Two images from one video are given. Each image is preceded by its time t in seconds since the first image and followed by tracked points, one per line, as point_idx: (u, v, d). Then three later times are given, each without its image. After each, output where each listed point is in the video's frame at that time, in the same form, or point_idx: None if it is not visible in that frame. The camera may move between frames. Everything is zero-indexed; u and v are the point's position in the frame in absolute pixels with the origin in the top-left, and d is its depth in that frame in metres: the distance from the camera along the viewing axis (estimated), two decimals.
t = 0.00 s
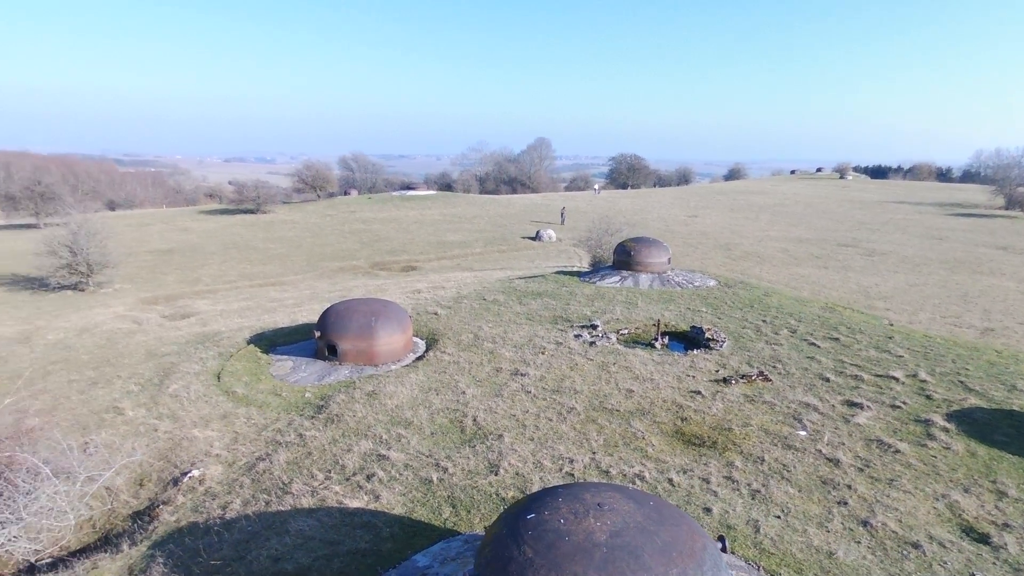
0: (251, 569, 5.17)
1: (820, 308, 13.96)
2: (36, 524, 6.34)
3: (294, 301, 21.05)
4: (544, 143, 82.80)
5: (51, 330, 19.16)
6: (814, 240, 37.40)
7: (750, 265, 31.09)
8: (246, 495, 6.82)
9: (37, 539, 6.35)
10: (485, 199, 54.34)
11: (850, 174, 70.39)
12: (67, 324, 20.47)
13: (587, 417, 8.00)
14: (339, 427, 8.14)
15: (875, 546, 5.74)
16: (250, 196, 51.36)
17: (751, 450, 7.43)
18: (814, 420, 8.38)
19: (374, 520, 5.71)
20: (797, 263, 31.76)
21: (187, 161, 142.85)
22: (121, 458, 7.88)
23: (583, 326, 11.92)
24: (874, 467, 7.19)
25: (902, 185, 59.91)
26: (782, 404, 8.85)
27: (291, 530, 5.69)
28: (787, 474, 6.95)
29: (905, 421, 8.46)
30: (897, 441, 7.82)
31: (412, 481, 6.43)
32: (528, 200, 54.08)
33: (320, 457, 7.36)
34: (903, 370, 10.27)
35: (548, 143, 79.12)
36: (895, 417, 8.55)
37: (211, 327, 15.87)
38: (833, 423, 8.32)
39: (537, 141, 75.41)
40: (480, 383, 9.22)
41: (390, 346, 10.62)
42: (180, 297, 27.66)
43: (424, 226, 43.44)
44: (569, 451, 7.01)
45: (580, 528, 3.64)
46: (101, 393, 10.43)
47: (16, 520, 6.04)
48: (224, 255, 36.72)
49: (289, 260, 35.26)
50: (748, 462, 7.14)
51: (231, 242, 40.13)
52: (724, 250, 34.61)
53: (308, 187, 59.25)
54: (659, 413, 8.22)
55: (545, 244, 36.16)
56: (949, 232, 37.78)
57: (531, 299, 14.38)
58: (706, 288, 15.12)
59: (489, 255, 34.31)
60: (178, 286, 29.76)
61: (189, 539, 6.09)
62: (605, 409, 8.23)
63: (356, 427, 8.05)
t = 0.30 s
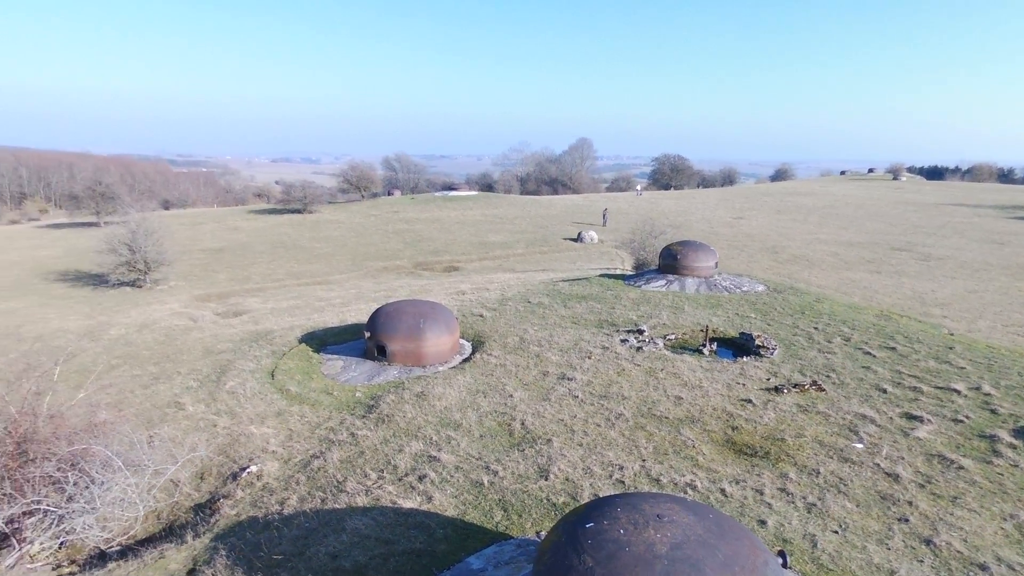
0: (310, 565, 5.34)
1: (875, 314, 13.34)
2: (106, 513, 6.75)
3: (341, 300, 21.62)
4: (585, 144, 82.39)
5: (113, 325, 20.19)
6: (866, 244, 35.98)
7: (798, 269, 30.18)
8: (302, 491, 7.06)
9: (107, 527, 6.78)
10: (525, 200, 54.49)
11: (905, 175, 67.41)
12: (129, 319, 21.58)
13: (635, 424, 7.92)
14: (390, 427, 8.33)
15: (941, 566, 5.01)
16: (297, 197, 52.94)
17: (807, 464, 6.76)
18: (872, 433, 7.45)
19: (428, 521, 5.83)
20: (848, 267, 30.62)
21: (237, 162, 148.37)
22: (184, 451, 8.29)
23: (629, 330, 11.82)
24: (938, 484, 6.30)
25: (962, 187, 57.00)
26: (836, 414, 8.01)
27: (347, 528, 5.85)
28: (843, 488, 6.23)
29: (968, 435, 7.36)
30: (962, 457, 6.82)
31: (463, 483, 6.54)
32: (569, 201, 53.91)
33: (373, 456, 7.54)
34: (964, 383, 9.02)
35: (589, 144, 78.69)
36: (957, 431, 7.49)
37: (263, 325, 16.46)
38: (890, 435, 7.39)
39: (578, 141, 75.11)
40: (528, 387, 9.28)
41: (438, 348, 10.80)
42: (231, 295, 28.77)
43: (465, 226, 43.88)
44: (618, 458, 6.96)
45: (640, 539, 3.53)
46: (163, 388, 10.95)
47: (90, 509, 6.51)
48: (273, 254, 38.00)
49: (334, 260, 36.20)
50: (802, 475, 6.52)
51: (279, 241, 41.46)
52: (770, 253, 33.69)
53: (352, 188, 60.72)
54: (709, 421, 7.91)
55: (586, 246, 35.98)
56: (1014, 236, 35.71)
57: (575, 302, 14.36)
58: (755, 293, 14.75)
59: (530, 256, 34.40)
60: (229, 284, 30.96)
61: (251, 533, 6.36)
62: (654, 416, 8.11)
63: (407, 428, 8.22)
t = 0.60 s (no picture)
0: (333, 568, 5.44)
1: (887, 319, 13.28)
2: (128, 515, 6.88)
3: (351, 302, 21.74)
4: (592, 145, 82.48)
5: (126, 326, 20.41)
6: (874, 246, 35.84)
7: (807, 271, 30.11)
8: (321, 494, 7.16)
9: (129, 530, 6.92)
10: (532, 201, 54.58)
11: (913, 177, 67.09)
12: (140, 321, 21.78)
13: (649, 429, 7.98)
14: (406, 431, 8.43)
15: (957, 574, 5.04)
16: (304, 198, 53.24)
17: (823, 471, 6.77)
18: (885, 439, 7.46)
19: (448, 526, 5.91)
20: (857, 270, 30.53)
21: (244, 163, 149.17)
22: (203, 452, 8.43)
23: (641, 335, 11.88)
24: (953, 491, 6.31)
25: (970, 189, 56.65)
26: (850, 420, 8.02)
27: (368, 531, 5.94)
28: (859, 495, 6.26)
29: (982, 442, 7.34)
30: (977, 464, 6.82)
31: (481, 488, 6.62)
32: (575, 202, 53.95)
33: (390, 460, 7.64)
34: (976, 388, 8.94)
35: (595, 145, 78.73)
36: (972, 437, 7.45)
37: (276, 327, 16.60)
38: (905, 442, 7.39)
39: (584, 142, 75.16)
40: (541, 391, 9.36)
41: (451, 352, 10.89)
42: (241, 296, 28.99)
43: (472, 228, 44.00)
44: (634, 463, 7.01)
45: (665, 547, 3.60)
46: (179, 390, 11.08)
47: (113, 512, 6.66)
48: (281, 255, 38.22)
49: (342, 261, 36.38)
50: (817, 480, 6.57)
51: (287, 242, 41.69)
52: (778, 255, 33.63)
53: (360, 189, 60.98)
54: (723, 427, 7.93)
55: (594, 248, 36.02)
56: None
57: (586, 306, 14.43)
58: (765, 297, 14.78)
59: (538, 258, 34.47)
60: (239, 286, 31.17)
61: (272, 536, 6.46)
62: (667, 421, 8.15)
63: (423, 432, 8.31)
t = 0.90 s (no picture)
0: (349, 570, 5.54)
1: (888, 321, 13.37)
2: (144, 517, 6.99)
3: (354, 304, 21.83)
4: (591, 145, 82.68)
5: (131, 328, 20.49)
6: (874, 247, 36.00)
7: (807, 273, 30.25)
8: (333, 496, 7.26)
9: (146, 530, 7.04)
10: (532, 202, 54.70)
11: (912, 179, 67.31)
12: (144, 322, 21.87)
13: (657, 431, 8.09)
14: (415, 433, 8.53)
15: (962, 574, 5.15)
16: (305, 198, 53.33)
17: (829, 473, 6.88)
18: (889, 441, 7.57)
19: (461, 527, 6.02)
20: (857, 271, 30.70)
21: (243, 163, 149.23)
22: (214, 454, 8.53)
23: (645, 337, 11.99)
24: (957, 492, 6.42)
25: (969, 190, 56.85)
26: (854, 422, 8.13)
27: (383, 533, 6.04)
28: (864, 497, 6.37)
29: (984, 444, 7.45)
30: (980, 466, 6.92)
31: (493, 489, 6.73)
32: (576, 203, 54.06)
33: (401, 462, 7.74)
34: (978, 391, 9.04)
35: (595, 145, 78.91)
36: (975, 440, 7.55)
37: (281, 329, 16.71)
38: (909, 444, 7.49)
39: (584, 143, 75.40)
40: (548, 394, 9.47)
41: (458, 354, 11.00)
42: (243, 297, 29.09)
43: (473, 228, 44.13)
44: (643, 465, 7.12)
45: (681, 548, 3.71)
46: (188, 392, 11.16)
47: (131, 513, 6.79)
48: (282, 256, 38.32)
49: (344, 262, 36.48)
50: (824, 482, 6.67)
51: (289, 243, 41.78)
52: (779, 257, 33.79)
53: (360, 190, 61.10)
54: (729, 429, 8.04)
55: (594, 249, 36.16)
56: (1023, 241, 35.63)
57: (590, 308, 14.54)
58: (768, 299, 14.89)
59: (539, 259, 34.59)
60: (241, 287, 31.24)
61: (286, 537, 6.56)
62: (674, 424, 8.26)
63: (432, 434, 8.41)
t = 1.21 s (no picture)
0: (368, 568, 5.70)
1: (890, 323, 13.51)
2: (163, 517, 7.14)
3: (360, 305, 21.98)
4: (591, 146, 82.77)
5: (138, 329, 20.65)
6: (875, 249, 36.13)
7: (809, 274, 30.39)
8: (348, 496, 7.41)
9: (166, 529, 7.20)
10: (534, 203, 54.83)
11: (912, 180, 67.38)
12: (150, 323, 22.05)
13: (664, 432, 8.25)
14: (427, 434, 8.69)
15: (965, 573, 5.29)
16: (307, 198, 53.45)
17: (835, 475, 7.01)
18: (893, 443, 7.71)
19: (476, 526, 6.17)
20: (858, 273, 30.83)
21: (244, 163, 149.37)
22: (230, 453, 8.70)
23: (651, 339, 12.13)
24: (960, 493, 6.58)
25: (970, 191, 57.01)
26: (858, 424, 8.27)
27: (400, 532, 6.21)
28: (869, 497, 6.52)
29: (986, 446, 7.59)
30: (982, 467, 7.07)
31: (505, 489, 6.88)
32: (577, 204, 54.24)
33: (414, 463, 7.89)
34: (979, 393, 9.18)
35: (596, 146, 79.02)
36: (977, 442, 7.70)
37: (287, 331, 16.86)
38: (912, 445, 7.64)
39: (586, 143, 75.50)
40: (557, 395, 9.62)
41: (466, 356, 11.15)
42: (248, 299, 29.25)
43: (476, 229, 44.28)
44: (651, 465, 7.27)
45: (696, 546, 3.85)
46: (201, 393, 11.33)
47: (152, 512, 6.94)
48: (285, 256, 38.49)
49: (347, 263, 36.64)
50: (829, 483, 6.82)
51: (292, 244, 41.95)
52: (780, 258, 33.94)
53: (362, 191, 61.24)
54: (736, 431, 8.19)
55: (597, 250, 36.31)
56: None
57: (595, 310, 14.69)
58: (771, 301, 15.04)
59: (542, 260, 34.75)
60: (245, 288, 31.40)
61: (304, 536, 6.72)
62: (681, 425, 8.40)
63: (443, 435, 8.57)
